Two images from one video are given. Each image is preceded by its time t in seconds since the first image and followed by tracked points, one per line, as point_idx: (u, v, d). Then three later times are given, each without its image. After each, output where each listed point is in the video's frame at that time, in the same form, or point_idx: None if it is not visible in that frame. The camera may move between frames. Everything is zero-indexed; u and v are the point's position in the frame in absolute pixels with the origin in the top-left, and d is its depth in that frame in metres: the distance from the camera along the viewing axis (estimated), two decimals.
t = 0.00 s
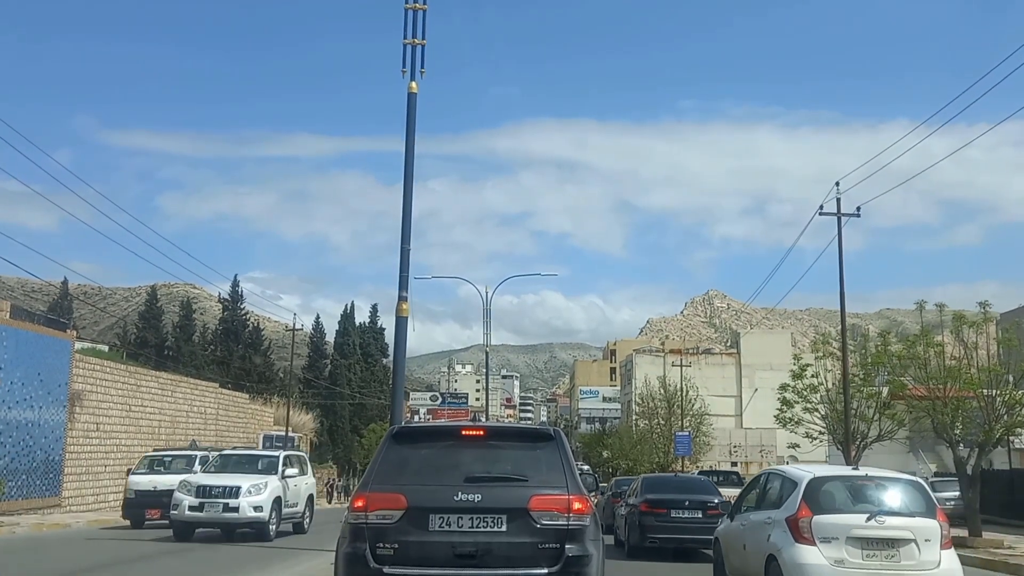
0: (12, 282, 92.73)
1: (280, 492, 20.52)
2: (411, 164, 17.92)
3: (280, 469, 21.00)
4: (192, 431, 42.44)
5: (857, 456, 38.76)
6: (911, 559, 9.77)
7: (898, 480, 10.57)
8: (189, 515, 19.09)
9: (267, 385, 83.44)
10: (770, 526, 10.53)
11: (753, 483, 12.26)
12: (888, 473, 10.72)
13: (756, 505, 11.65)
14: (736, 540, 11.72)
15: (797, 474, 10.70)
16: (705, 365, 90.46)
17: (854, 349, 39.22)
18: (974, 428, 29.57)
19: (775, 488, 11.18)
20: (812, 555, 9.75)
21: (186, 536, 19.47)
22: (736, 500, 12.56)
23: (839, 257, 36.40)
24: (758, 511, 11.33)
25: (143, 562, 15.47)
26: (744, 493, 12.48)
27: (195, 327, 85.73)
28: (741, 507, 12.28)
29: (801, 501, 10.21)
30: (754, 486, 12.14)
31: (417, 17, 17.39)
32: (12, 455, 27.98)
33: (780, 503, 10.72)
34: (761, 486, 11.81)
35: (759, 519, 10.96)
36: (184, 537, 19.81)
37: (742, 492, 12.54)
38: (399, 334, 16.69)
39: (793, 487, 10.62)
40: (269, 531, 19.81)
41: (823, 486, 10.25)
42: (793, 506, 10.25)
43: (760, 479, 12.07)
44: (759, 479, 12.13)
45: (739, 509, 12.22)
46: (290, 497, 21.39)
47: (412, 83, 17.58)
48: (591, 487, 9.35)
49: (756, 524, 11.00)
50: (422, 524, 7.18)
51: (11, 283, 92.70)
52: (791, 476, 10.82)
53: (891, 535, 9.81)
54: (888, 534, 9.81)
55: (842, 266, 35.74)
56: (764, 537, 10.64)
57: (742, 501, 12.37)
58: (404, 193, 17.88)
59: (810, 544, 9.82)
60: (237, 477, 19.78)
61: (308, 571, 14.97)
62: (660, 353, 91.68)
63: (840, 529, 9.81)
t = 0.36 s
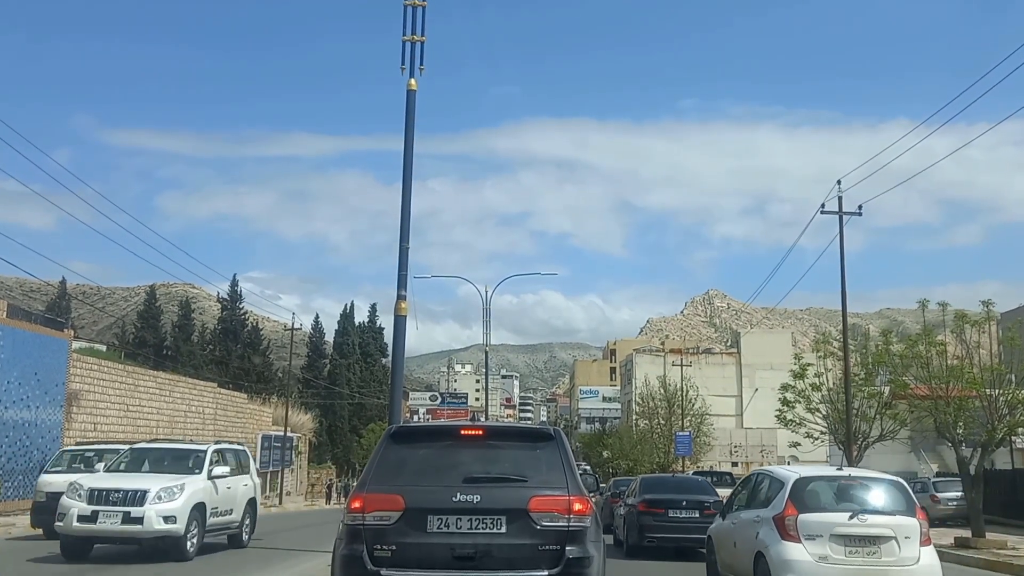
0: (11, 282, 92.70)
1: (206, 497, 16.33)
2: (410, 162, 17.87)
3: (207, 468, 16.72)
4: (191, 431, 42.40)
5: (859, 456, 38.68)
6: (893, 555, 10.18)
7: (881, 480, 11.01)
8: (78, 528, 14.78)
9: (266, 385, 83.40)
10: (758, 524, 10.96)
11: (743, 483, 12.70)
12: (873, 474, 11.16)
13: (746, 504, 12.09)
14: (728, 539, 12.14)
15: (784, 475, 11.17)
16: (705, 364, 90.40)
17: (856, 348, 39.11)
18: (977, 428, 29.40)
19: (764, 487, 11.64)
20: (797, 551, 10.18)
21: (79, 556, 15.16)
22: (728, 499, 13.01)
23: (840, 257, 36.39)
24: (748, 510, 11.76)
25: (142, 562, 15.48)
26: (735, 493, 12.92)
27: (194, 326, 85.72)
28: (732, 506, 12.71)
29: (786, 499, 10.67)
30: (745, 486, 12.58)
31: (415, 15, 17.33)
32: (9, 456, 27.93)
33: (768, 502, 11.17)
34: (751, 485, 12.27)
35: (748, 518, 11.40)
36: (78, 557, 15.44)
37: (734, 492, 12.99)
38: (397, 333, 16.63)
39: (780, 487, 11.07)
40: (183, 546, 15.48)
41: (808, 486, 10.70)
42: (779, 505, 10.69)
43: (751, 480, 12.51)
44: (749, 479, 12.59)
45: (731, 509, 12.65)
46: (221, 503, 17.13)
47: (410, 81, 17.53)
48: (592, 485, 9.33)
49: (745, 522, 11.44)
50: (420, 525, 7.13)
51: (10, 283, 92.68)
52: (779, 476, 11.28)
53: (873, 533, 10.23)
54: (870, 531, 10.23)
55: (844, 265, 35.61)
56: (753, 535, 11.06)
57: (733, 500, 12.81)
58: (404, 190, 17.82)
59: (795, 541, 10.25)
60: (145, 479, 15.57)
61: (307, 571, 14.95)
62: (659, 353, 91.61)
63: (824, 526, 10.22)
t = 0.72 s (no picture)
0: (12, 283, 92.71)
1: (92, 506, 12.30)
2: (409, 161, 17.87)
3: (96, 468, 12.68)
4: (190, 431, 42.35)
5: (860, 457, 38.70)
6: (874, 552, 10.80)
7: (865, 481, 11.66)
8: None
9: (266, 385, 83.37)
10: (747, 522, 11.57)
11: (736, 483, 13.31)
12: (858, 475, 11.78)
13: (737, 503, 12.70)
14: (719, 536, 12.73)
15: (773, 476, 11.80)
16: (705, 365, 90.39)
17: (856, 348, 39.09)
18: (979, 429, 29.35)
19: (754, 487, 12.25)
20: (784, 547, 10.77)
21: None
22: (722, 497, 13.61)
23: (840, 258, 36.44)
24: (739, 509, 12.38)
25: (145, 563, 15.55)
26: (727, 492, 13.53)
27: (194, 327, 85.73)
28: (724, 504, 13.32)
29: (775, 499, 11.28)
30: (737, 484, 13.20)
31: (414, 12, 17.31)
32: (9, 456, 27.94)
33: (757, 502, 11.80)
34: (742, 484, 12.89)
35: (739, 516, 12.02)
36: None
37: (726, 491, 13.60)
38: (396, 333, 16.61)
39: (769, 487, 11.69)
40: (53, 565, 11.28)
41: (795, 485, 11.32)
42: (768, 504, 11.31)
43: (742, 479, 13.14)
44: (741, 478, 13.21)
45: (723, 508, 13.26)
46: (118, 514, 13.02)
47: (408, 79, 17.54)
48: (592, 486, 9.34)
49: (736, 521, 12.06)
50: (419, 525, 7.12)
51: (11, 283, 92.72)
52: (769, 477, 11.90)
53: (856, 530, 10.82)
54: (853, 528, 10.82)
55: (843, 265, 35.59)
56: (743, 532, 11.67)
57: (726, 498, 13.42)
58: (402, 189, 17.81)
59: (783, 538, 10.86)
60: None
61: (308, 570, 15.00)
62: (659, 354, 91.64)
63: (811, 524, 10.83)
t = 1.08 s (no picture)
0: (11, 283, 92.69)
1: None
2: (407, 158, 17.79)
3: None
4: (188, 431, 42.26)
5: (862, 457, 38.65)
6: (859, 549, 10.92)
7: (851, 480, 11.75)
8: None
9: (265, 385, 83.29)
10: (737, 520, 11.65)
11: (727, 479, 13.34)
12: (845, 475, 11.86)
13: (727, 501, 12.75)
14: (710, 533, 12.78)
15: (762, 476, 11.88)
16: (705, 365, 90.33)
17: (858, 347, 39.05)
18: (982, 428, 29.30)
19: (743, 486, 12.31)
20: (771, 544, 10.87)
21: None
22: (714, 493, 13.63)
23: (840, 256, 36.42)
24: (729, 507, 12.44)
25: (144, 563, 15.52)
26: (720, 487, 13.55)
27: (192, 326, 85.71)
28: (715, 501, 13.35)
29: (762, 498, 11.36)
30: (729, 481, 13.23)
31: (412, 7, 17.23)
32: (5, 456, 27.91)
33: (747, 501, 11.88)
34: (733, 482, 12.96)
35: (729, 515, 12.10)
36: None
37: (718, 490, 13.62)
38: (395, 332, 16.57)
39: (758, 486, 11.78)
40: None
41: (782, 484, 11.41)
42: (757, 503, 11.38)
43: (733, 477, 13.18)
44: (732, 475, 13.26)
45: (715, 506, 13.27)
46: None
47: (407, 76, 17.46)
48: (592, 486, 9.26)
49: (727, 520, 12.14)
50: (418, 525, 7.07)
51: (10, 283, 92.69)
52: (757, 476, 11.99)
53: (840, 528, 10.94)
54: (837, 526, 10.93)
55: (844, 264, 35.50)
56: (734, 531, 11.72)
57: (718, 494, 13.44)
58: (401, 187, 17.74)
59: (770, 535, 10.95)
60: None
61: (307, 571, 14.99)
62: (659, 353, 91.55)
63: (797, 522, 10.93)
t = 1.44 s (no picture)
0: (10, 283, 92.63)
1: None
2: (406, 155, 17.73)
3: None
4: (187, 431, 42.20)
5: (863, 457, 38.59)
6: (845, 546, 10.99)
7: (841, 480, 11.78)
8: None
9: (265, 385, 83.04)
10: (730, 519, 11.71)
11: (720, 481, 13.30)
12: (836, 475, 11.88)
13: (721, 501, 12.74)
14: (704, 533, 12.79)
15: (751, 475, 11.93)
16: (705, 364, 90.28)
17: (860, 347, 38.96)
18: (985, 428, 29.24)
19: (735, 485, 12.35)
20: (761, 542, 10.95)
21: None
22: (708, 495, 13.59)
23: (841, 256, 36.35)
24: (721, 506, 12.49)
25: (142, 563, 15.47)
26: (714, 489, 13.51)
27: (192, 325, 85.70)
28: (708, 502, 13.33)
29: (753, 496, 11.43)
30: (721, 481, 13.21)
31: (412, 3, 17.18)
32: (3, 455, 27.86)
33: (738, 499, 11.93)
34: (726, 482, 12.94)
35: (720, 513, 12.16)
36: None
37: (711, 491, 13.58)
38: (393, 331, 16.52)
39: (748, 485, 11.83)
40: None
41: (772, 484, 11.46)
42: (747, 502, 11.46)
43: (725, 478, 13.13)
44: (724, 476, 13.23)
45: (709, 506, 13.25)
46: None
47: (407, 72, 17.41)
48: (591, 486, 9.23)
49: (718, 519, 12.20)
50: (417, 526, 7.02)
51: (9, 283, 92.61)
52: (748, 475, 12.03)
53: (827, 526, 11.00)
54: (824, 524, 11.01)
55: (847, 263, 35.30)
56: (725, 529, 11.81)
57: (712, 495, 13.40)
58: (399, 184, 17.69)
59: (760, 533, 11.03)
60: None
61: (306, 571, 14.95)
62: (659, 353, 91.45)
63: (786, 520, 11.00)
